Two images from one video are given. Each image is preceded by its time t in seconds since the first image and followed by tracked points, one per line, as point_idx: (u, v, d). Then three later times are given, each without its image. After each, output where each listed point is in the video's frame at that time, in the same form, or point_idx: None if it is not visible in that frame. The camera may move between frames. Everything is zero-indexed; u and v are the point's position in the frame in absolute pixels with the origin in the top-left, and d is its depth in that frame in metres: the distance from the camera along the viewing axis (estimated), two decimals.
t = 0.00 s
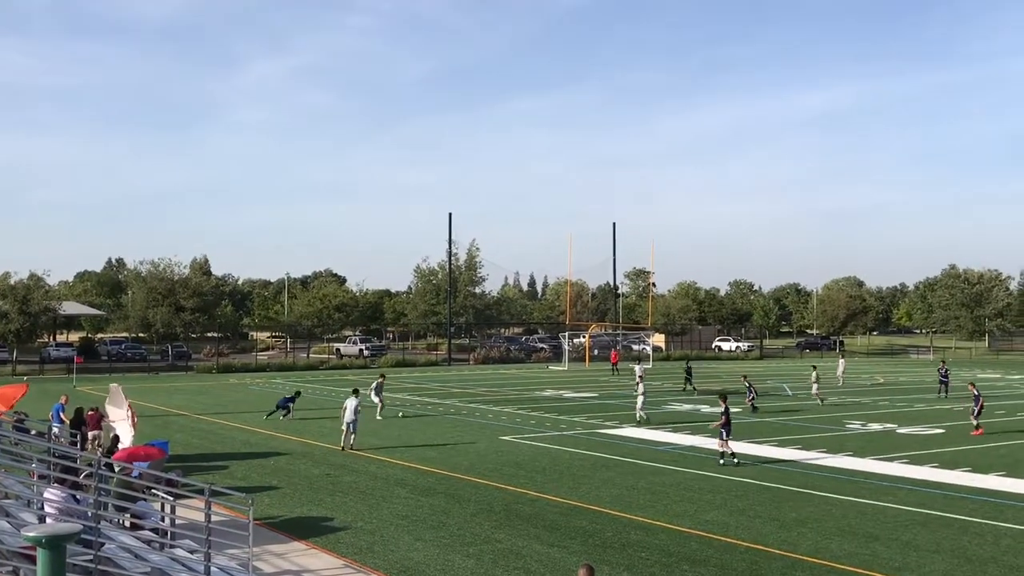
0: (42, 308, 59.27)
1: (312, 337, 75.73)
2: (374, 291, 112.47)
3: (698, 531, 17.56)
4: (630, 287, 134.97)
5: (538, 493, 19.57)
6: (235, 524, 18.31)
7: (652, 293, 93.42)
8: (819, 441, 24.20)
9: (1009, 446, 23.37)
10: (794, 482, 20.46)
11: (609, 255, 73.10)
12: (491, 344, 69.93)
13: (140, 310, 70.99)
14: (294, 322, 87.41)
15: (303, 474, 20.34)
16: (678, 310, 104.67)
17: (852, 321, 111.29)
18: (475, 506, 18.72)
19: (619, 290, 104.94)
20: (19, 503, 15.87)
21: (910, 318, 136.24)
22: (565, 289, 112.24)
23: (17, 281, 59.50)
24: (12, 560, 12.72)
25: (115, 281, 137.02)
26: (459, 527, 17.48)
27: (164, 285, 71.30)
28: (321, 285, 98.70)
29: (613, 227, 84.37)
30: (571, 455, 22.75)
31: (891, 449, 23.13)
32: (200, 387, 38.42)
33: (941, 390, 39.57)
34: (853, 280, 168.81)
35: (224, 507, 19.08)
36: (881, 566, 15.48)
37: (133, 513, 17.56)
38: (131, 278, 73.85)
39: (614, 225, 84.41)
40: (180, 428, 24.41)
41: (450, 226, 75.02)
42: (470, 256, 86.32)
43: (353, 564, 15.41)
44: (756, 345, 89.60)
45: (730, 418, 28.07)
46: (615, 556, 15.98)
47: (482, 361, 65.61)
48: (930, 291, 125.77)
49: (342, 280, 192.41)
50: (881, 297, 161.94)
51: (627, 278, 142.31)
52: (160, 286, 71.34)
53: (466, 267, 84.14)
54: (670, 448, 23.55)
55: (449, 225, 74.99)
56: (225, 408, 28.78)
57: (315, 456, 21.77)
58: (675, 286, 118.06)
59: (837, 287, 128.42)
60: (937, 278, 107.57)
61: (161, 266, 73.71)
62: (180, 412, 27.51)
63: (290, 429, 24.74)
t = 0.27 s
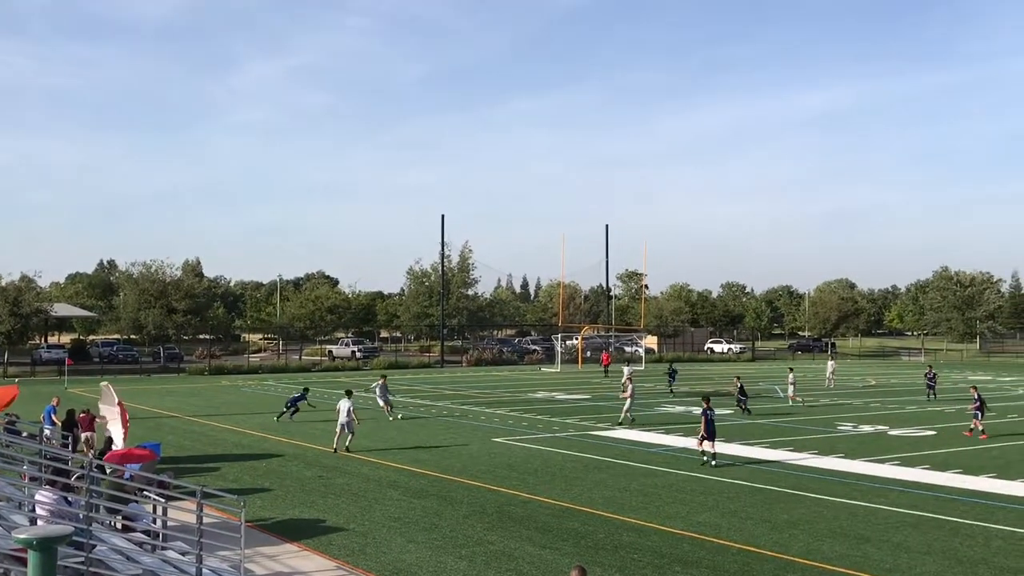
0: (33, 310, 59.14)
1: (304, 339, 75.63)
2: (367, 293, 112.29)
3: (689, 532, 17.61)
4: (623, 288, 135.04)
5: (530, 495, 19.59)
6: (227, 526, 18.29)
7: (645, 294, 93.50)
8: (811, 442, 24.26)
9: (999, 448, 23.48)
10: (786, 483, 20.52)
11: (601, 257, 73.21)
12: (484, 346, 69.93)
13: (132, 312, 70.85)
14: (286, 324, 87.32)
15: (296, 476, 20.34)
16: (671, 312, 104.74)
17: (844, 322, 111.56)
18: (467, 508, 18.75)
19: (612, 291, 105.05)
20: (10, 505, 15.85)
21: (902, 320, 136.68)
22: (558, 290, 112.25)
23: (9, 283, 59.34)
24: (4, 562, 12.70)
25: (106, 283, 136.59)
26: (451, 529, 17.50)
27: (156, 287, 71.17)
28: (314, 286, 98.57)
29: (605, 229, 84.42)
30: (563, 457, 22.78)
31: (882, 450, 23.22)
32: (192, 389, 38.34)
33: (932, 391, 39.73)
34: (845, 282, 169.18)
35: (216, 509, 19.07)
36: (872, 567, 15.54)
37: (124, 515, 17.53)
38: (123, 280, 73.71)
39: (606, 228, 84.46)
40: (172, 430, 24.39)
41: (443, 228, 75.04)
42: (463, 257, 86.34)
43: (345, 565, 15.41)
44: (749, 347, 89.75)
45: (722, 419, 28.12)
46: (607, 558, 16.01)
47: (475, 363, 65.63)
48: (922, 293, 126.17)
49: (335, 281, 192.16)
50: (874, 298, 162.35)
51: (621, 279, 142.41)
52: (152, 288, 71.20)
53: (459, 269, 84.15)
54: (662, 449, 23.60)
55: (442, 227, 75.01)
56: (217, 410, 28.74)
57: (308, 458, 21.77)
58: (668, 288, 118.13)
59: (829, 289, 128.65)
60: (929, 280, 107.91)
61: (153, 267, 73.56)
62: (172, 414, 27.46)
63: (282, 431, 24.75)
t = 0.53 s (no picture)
0: (24, 311, 58.90)
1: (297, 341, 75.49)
2: (360, 295, 112.12)
3: (682, 533, 17.63)
4: (616, 290, 135.12)
5: (523, 497, 19.58)
6: (219, 528, 18.26)
7: (638, 296, 93.51)
8: (803, 444, 24.30)
9: (990, 449, 23.54)
10: (778, 485, 20.54)
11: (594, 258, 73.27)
12: (476, 347, 69.87)
13: (123, 314, 70.64)
14: (278, 326, 87.15)
15: (288, 478, 20.30)
16: (663, 314, 104.74)
17: (837, 324, 111.74)
18: (460, 509, 18.74)
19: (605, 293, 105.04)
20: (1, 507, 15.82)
21: (894, 322, 137.01)
22: (551, 292, 112.19)
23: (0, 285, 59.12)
24: None
25: (98, 285, 136.16)
26: (443, 531, 17.49)
27: (148, 289, 70.99)
28: (306, 288, 98.42)
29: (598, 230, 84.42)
30: (556, 458, 22.77)
31: (874, 451, 23.27)
32: (184, 390, 38.26)
33: (923, 392, 39.82)
34: (838, 285, 169.22)
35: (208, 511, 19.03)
36: (864, 568, 15.57)
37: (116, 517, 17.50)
38: (115, 282, 73.49)
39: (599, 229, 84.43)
40: (164, 432, 24.33)
41: (435, 229, 74.97)
42: (455, 259, 86.26)
43: (337, 567, 15.39)
44: (742, 349, 89.83)
45: (715, 421, 28.12)
46: (600, 559, 16.01)
47: (467, 364, 65.57)
48: (914, 295, 126.50)
49: (328, 282, 191.93)
50: (866, 300, 162.67)
51: (614, 281, 142.46)
52: (144, 289, 71.00)
53: (452, 271, 84.07)
54: (655, 451, 23.60)
55: (434, 229, 74.93)
56: (210, 412, 28.69)
57: (300, 460, 21.72)
58: (661, 290, 118.18)
59: (821, 291, 128.96)
60: (921, 282, 108.24)
61: (145, 269, 73.36)
62: (164, 416, 27.39)
63: (275, 433, 24.70)
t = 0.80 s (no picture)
0: (20, 311, 58.86)
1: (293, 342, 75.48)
2: (356, 296, 112.05)
3: (678, 534, 17.63)
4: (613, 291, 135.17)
5: (519, 498, 19.56)
6: (215, 530, 18.24)
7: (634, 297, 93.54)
8: (799, 445, 24.31)
9: (986, 450, 23.56)
10: (775, 486, 20.53)
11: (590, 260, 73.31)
12: (473, 348, 69.88)
13: (120, 315, 70.57)
14: (275, 326, 87.11)
15: (284, 479, 20.26)
16: (660, 315, 104.77)
17: (833, 326, 111.82)
18: (456, 511, 18.71)
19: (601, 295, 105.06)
20: None
21: (891, 324, 137.16)
22: (547, 293, 112.17)
23: None
24: None
25: (94, 286, 136.00)
26: (439, 532, 17.47)
27: (144, 290, 70.94)
28: (303, 288, 98.38)
29: (595, 232, 84.39)
30: (552, 460, 22.75)
31: (871, 453, 23.27)
32: (180, 391, 38.22)
33: (919, 394, 39.84)
34: (834, 286, 169.36)
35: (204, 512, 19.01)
36: (860, 570, 15.57)
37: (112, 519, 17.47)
38: (111, 283, 73.41)
39: (596, 230, 84.40)
40: (161, 433, 24.28)
41: (432, 231, 74.93)
42: (452, 260, 86.26)
43: (333, 569, 15.37)
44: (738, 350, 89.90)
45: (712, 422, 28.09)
46: (597, 561, 16.00)
47: (463, 365, 65.54)
48: (910, 297, 126.66)
49: (325, 283, 191.88)
50: (863, 301, 162.84)
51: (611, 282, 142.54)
52: (140, 290, 70.94)
53: (449, 272, 84.10)
54: (652, 453, 23.57)
55: (431, 230, 74.91)
56: (205, 413, 28.65)
57: (296, 461, 21.69)
58: (658, 291, 118.23)
59: (818, 292, 129.10)
60: (917, 283, 108.42)
61: (142, 269, 73.32)
62: (160, 417, 27.35)
63: (272, 435, 24.66)
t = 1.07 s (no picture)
0: (21, 312, 58.90)
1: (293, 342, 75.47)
2: (356, 297, 112.03)
3: (677, 535, 17.67)
4: (613, 292, 135.13)
5: (519, 499, 19.57)
6: (215, 530, 18.27)
7: (634, 298, 93.57)
8: (799, 446, 24.32)
9: (986, 451, 23.58)
10: (775, 487, 20.53)
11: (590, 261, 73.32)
12: (473, 350, 69.86)
13: (120, 316, 70.61)
14: (275, 327, 87.17)
15: (284, 480, 20.28)
16: (660, 316, 104.78)
17: (833, 327, 111.78)
18: (456, 511, 18.73)
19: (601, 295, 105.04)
20: None
21: (891, 325, 137.12)
22: (547, 293, 112.13)
23: None
24: None
25: (95, 286, 136.11)
26: (440, 533, 17.50)
27: (145, 290, 71.00)
28: (303, 289, 98.40)
29: (595, 233, 84.46)
30: (552, 460, 22.76)
31: (870, 454, 23.28)
32: (180, 392, 38.26)
33: (919, 395, 39.84)
34: (834, 287, 169.18)
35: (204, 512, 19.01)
36: (860, 571, 15.57)
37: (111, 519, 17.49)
38: (112, 283, 73.48)
39: (596, 232, 84.48)
40: (162, 433, 24.31)
41: (432, 232, 74.94)
42: (452, 261, 86.29)
43: (333, 569, 15.38)
44: (738, 351, 89.92)
45: (711, 423, 28.13)
46: (597, 562, 16.00)
47: (463, 367, 65.53)
48: (910, 298, 126.65)
49: (325, 285, 191.94)
50: (864, 302, 162.83)
51: (611, 283, 142.55)
52: (141, 291, 71.00)
53: (449, 273, 84.12)
54: (652, 454, 23.58)
55: (431, 232, 74.93)
56: (206, 414, 28.68)
57: (296, 462, 21.71)
58: (658, 292, 118.16)
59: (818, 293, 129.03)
60: (918, 283, 108.37)
61: (142, 270, 73.36)
62: (160, 418, 27.38)
63: (272, 435, 24.70)
